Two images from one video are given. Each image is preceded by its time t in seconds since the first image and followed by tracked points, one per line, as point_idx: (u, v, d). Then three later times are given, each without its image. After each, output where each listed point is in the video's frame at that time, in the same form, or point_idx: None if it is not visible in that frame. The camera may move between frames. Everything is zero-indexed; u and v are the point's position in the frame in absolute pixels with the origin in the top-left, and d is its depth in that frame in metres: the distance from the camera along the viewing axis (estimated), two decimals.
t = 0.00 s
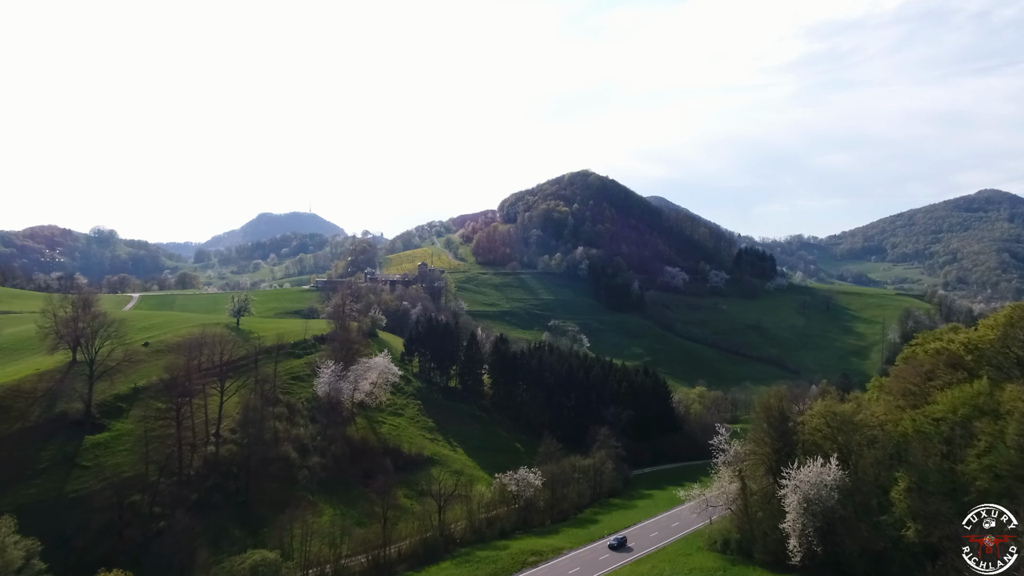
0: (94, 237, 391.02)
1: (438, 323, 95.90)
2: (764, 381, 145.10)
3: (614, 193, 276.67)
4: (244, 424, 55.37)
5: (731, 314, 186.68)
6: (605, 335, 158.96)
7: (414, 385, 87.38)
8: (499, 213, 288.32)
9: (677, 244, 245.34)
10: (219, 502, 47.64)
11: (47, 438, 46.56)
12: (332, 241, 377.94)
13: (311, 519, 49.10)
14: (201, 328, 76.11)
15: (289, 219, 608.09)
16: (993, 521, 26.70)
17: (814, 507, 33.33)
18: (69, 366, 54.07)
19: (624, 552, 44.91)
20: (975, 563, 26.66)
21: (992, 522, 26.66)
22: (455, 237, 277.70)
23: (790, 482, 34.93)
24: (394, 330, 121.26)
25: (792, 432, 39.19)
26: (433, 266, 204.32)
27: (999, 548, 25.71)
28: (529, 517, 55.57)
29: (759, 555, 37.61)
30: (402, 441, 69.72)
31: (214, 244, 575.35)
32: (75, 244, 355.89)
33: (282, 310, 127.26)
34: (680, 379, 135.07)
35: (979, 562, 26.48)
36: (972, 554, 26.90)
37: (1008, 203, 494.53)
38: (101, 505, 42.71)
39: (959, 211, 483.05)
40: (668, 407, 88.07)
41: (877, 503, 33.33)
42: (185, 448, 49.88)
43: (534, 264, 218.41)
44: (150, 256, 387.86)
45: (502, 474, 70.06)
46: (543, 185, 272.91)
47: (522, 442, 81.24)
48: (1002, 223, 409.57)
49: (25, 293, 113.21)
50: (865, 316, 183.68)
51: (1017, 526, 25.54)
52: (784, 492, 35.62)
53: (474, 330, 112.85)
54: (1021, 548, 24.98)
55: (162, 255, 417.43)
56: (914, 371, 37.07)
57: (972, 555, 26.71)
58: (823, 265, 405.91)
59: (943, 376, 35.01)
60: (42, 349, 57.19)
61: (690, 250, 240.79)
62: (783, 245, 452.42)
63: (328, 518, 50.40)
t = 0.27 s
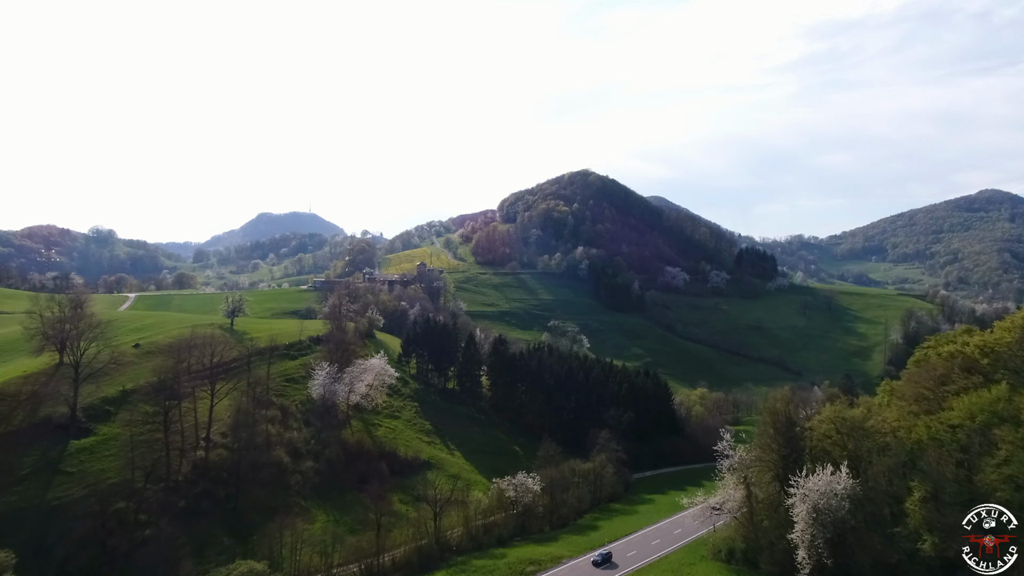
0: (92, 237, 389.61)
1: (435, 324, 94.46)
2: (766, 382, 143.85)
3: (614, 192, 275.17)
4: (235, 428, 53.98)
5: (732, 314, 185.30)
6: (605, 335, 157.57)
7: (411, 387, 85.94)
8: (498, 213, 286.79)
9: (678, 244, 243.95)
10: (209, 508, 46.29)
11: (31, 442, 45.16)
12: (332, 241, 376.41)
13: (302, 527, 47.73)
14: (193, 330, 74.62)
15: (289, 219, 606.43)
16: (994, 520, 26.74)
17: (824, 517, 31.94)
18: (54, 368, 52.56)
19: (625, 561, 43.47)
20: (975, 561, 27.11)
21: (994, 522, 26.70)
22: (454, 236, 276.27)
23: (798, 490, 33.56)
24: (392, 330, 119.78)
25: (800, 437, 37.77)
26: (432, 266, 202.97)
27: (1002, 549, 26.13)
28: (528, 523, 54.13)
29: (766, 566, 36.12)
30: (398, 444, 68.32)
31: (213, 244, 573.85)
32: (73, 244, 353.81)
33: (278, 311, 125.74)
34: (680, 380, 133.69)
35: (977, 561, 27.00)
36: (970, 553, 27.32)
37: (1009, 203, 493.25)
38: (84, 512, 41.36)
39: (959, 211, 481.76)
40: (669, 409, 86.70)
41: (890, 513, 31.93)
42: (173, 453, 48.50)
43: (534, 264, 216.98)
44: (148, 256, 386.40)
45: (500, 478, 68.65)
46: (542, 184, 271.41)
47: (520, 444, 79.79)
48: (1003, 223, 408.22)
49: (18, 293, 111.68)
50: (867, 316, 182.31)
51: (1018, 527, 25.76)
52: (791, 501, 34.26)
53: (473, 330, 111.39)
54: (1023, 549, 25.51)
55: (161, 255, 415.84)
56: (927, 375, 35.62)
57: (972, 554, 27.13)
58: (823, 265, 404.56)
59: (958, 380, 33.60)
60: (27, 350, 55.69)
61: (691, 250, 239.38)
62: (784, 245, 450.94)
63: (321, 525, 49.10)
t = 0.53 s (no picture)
0: (91, 237, 388.64)
1: (433, 325, 93.05)
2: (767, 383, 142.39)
3: (614, 192, 273.63)
4: (225, 433, 52.58)
5: (732, 314, 183.95)
6: (605, 336, 156.20)
7: (408, 389, 84.45)
8: (498, 213, 285.33)
9: (678, 244, 242.59)
10: (196, 516, 44.91)
11: (12, 448, 43.69)
12: (331, 241, 374.92)
13: (293, 536, 46.36)
14: (185, 331, 73.11)
15: (288, 219, 605.50)
16: (995, 521, 25.87)
17: (834, 529, 30.56)
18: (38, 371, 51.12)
19: (626, 570, 42.17)
20: (974, 561, 25.92)
21: (994, 521, 25.85)
22: (453, 236, 274.86)
23: (806, 500, 32.28)
24: (389, 331, 118.32)
25: (808, 444, 36.41)
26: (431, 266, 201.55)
27: (1005, 548, 25.13)
28: (526, 530, 52.64)
29: None
30: (394, 448, 66.87)
31: (212, 244, 572.18)
32: (71, 244, 351.72)
33: (275, 311, 124.28)
34: (681, 382, 132.28)
35: (977, 561, 25.84)
36: (969, 553, 26.17)
37: (1010, 203, 491.84)
38: (66, 519, 40.04)
39: (960, 211, 480.43)
40: (670, 412, 85.32)
41: (904, 525, 30.39)
42: (160, 459, 47.08)
43: (533, 264, 215.57)
44: (147, 256, 384.93)
45: (498, 483, 67.16)
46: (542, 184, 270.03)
47: (519, 448, 78.36)
48: (1004, 223, 406.79)
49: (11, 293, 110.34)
50: (869, 317, 180.94)
51: (1018, 527, 25.01)
52: (800, 512, 32.92)
53: (471, 331, 109.97)
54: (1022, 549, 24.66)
55: (160, 255, 414.37)
56: (941, 380, 34.28)
57: (970, 551, 26.05)
58: (824, 265, 403.28)
59: (973, 386, 32.31)
60: (11, 352, 54.21)
61: (691, 250, 238.00)
62: (784, 246, 449.69)
63: (312, 534, 47.64)
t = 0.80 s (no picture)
0: (90, 237, 387.78)
1: (431, 326, 91.81)
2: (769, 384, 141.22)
3: (614, 192, 272.33)
4: (217, 437, 51.42)
5: (733, 314, 182.82)
6: (605, 336, 155.03)
7: (406, 391, 83.21)
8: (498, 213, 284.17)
9: (679, 244, 241.41)
10: (186, 523, 43.75)
11: None
12: (330, 241, 373.78)
13: (286, 543, 45.25)
14: (178, 333, 71.93)
15: (288, 219, 604.63)
16: (995, 521, 25.42)
17: (844, 539, 29.34)
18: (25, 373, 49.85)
19: None
20: (975, 561, 25.06)
21: (994, 521, 25.41)
22: (453, 236, 273.64)
23: (813, 509, 31.15)
24: (387, 332, 117.11)
25: (815, 449, 35.28)
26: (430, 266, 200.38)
27: (1005, 548, 24.51)
28: (525, 536, 51.46)
29: None
30: (391, 451, 65.66)
31: (212, 244, 571.11)
32: (70, 244, 350.46)
33: (273, 312, 123.08)
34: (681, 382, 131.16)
35: (977, 561, 25.04)
36: (969, 553, 25.33)
37: (1011, 203, 490.52)
38: (50, 526, 38.88)
39: (961, 211, 479.18)
40: (671, 414, 84.15)
41: (917, 536, 29.29)
42: (149, 463, 45.93)
43: (533, 264, 214.43)
44: (146, 256, 383.69)
45: (497, 487, 65.90)
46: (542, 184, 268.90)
47: (518, 450, 77.11)
48: (1005, 223, 405.48)
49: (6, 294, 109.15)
50: (871, 317, 179.74)
51: (1018, 527, 24.63)
52: (808, 520, 31.81)
53: (470, 332, 108.76)
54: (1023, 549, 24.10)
55: (159, 255, 413.22)
56: (954, 384, 33.08)
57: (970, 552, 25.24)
58: (824, 265, 402.08)
59: (989, 389, 31.15)
60: None
61: (692, 250, 236.78)
62: (785, 246, 448.52)
63: (305, 542, 46.50)
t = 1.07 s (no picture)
0: (89, 237, 386.59)
1: (429, 327, 90.36)
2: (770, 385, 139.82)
3: (615, 191, 270.79)
4: (207, 441, 50.00)
5: (734, 314, 181.43)
6: (606, 337, 153.64)
7: (402, 393, 81.76)
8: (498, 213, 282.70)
9: (679, 244, 239.97)
10: (172, 530, 42.40)
11: None
12: (329, 241, 372.19)
13: (276, 552, 43.95)
14: (170, 334, 70.48)
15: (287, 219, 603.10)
16: (995, 521, 25.06)
17: (856, 552, 27.99)
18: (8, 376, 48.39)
19: None
20: (975, 561, 24.66)
21: (994, 521, 25.04)
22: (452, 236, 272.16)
23: (823, 519, 29.73)
24: (385, 332, 115.68)
25: (824, 456, 33.94)
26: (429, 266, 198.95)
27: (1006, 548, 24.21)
28: (522, 543, 50.12)
29: None
30: (386, 454, 64.24)
31: (211, 244, 569.56)
32: (68, 244, 348.45)
33: (270, 312, 121.58)
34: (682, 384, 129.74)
35: (978, 561, 24.64)
36: (969, 553, 24.73)
37: (1011, 203, 489.01)
38: (30, 535, 37.47)
39: (961, 211, 477.71)
40: (673, 416, 82.77)
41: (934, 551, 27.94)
42: (135, 469, 44.57)
43: (533, 264, 213.04)
44: (144, 256, 382.13)
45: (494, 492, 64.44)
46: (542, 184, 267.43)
47: (517, 454, 75.63)
48: (1006, 223, 403.99)
49: None
50: (873, 317, 178.30)
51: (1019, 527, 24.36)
52: (818, 532, 30.33)
53: (468, 333, 107.29)
54: None
55: (158, 255, 411.73)
56: (970, 389, 31.77)
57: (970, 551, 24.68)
58: (825, 265, 400.61)
59: (1007, 395, 29.79)
60: None
61: (693, 249, 235.33)
62: (785, 246, 447.01)
63: (295, 550, 45.15)
